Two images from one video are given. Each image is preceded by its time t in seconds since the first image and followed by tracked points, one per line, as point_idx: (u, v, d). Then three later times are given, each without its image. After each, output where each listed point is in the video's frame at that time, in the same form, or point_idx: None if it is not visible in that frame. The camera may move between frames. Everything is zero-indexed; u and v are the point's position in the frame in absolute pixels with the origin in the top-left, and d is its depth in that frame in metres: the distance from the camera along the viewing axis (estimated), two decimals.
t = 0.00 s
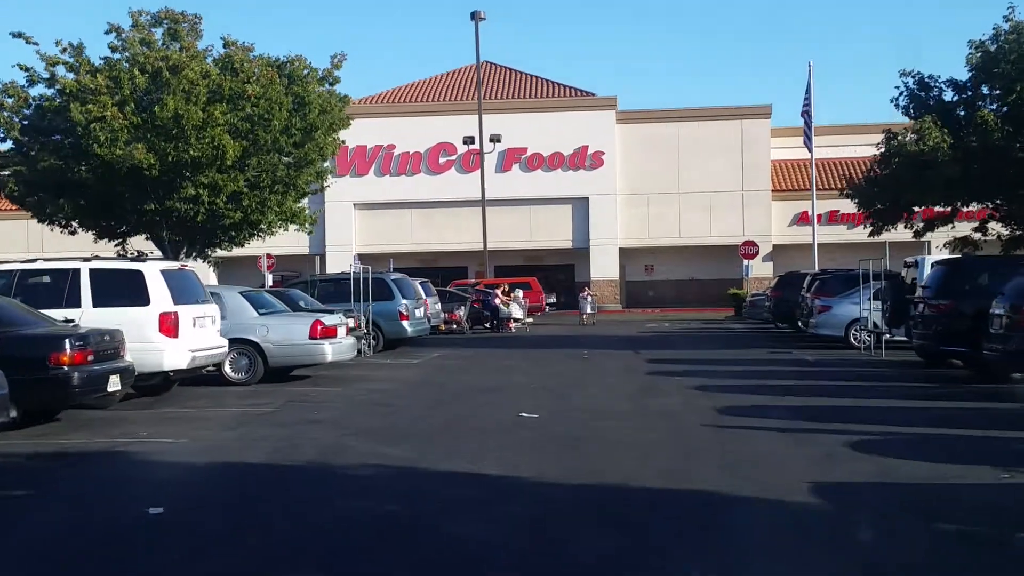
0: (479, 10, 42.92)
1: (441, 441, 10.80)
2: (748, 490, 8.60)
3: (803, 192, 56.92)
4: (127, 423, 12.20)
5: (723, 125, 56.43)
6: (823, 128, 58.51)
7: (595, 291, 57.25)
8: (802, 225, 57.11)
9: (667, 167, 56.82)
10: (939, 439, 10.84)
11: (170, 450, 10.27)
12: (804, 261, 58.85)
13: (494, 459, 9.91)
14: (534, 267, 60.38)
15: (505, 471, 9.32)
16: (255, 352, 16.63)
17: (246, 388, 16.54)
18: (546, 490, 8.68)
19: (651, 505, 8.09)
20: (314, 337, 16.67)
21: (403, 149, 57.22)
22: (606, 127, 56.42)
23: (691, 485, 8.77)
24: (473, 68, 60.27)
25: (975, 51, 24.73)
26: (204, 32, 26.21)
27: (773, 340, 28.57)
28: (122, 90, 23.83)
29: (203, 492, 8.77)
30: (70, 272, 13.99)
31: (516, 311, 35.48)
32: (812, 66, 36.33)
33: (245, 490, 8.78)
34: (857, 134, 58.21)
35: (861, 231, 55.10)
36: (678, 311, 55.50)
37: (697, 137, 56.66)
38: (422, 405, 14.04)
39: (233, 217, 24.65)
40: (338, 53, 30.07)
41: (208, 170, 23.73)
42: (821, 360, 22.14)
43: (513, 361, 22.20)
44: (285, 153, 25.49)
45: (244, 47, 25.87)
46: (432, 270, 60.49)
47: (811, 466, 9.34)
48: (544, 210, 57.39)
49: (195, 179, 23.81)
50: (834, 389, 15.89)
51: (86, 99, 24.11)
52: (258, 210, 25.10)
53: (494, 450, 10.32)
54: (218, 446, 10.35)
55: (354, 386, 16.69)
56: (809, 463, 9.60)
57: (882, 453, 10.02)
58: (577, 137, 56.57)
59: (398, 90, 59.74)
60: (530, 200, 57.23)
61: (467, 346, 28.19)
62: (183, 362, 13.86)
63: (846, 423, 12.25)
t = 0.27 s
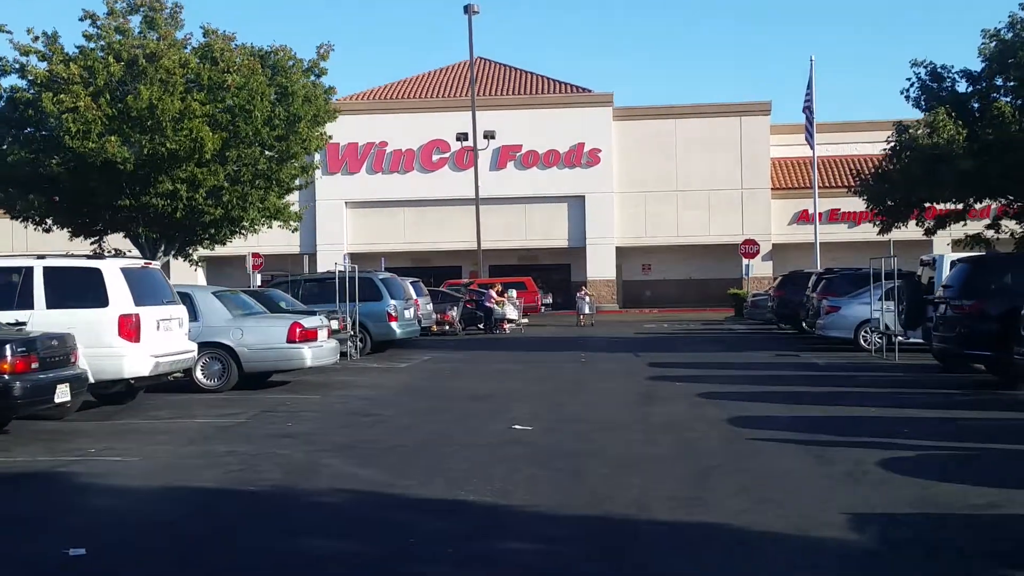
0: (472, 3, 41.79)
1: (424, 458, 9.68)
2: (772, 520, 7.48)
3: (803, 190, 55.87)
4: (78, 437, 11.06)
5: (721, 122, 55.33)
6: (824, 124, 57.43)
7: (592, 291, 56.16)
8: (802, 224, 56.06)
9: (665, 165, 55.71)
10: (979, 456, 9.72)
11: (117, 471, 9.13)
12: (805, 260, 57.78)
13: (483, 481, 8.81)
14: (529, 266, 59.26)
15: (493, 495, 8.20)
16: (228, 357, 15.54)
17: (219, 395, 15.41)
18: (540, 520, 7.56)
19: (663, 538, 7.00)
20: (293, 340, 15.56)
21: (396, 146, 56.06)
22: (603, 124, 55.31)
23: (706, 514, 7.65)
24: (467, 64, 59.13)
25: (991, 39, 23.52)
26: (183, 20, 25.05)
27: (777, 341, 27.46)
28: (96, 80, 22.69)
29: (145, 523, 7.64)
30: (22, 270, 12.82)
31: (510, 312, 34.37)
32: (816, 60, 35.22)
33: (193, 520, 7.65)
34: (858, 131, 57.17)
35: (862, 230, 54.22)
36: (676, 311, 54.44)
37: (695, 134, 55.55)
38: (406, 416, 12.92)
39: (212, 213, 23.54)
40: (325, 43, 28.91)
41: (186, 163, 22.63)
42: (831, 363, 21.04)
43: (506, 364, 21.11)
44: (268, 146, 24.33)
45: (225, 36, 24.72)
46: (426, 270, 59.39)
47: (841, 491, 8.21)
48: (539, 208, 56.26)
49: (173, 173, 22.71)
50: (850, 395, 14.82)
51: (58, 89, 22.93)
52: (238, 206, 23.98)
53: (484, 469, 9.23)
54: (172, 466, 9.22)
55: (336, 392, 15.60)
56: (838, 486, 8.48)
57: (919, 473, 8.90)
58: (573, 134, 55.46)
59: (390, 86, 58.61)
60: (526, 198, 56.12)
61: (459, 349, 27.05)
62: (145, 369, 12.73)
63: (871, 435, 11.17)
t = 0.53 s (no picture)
0: None
1: (397, 483, 8.55)
2: (796, 566, 6.37)
3: (800, 187, 54.81)
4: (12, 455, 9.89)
5: (717, 118, 54.26)
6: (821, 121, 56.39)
7: (585, 290, 55.02)
8: (800, 222, 55.01)
9: (659, 161, 54.59)
10: None
11: (44, 500, 7.99)
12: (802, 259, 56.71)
13: (462, 509, 7.67)
14: (522, 266, 58.12)
15: (474, 530, 7.07)
16: (193, 362, 14.37)
17: (183, 404, 14.26)
18: (526, 561, 6.44)
19: None
20: (262, 344, 14.40)
21: (385, 143, 54.88)
22: (596, 120, 54.23)
23: (720, 556, 6.55)
24: (457, 59, 57.99)
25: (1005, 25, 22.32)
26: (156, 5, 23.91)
27: (778, 342, 26.37)
28: (63, 67, 21.56)
29: (60, 562, 6.51)
30: None
31: (501, 313, 33.22)
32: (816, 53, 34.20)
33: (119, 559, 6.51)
34: (856, 127, 56.12)
35: (860, 228, 53.27)
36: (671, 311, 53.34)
37: (690, 130, 54.47)
38: (383, 426, 11.78)
39: (185, 207, 22.53)
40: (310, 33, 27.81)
41: (157, 156, 21.59)
42: (838, 366, 19.94)
43: (495, 368, 19.97)
44: (245, 138, 23.27)
45: (201, 22, 23.61)
46: (416, 269, 58.23)
47: (877, 529, 7.10)
48: (531, 206, 55.14)
49: (143, 166, 21.66)
50: (865, 404, 13.72)
51: (23, 77, 21.78)
52: (213, 200, 23.02)
53: (464, 495, 8.10)
54: (106, 495, 8.09)
55: (309, 400, 14.44)
56: (870, 519, 7.36)
57: (962, 502, 7.78)
58: (566, 131, 54.36)
59: (379, 82, 57.45)
60: (517, 196, 54.98)
61: (446, 351, 25.92)
62: (95, 377, 11.54)
63: (896, 451, 10.06)
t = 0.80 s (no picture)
0: None
1: (355, 514, 7.43)
2: None
3: (794, 186, 53.75)
4: None
5: (709, 115, 53.21)
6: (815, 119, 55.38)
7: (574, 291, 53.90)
8: (793, 222, 53.95)
9: (650, 159, 53.52)
10: None
11: None
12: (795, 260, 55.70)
13: (429, 549, 6.53)
14: (509, 265, 56.96)
15: None
16: (146, 369, 13.20)
17: (136, 415, 13.11)
18: None
19: None
20: (223, 349, 13.24)
21: (370, 139, 53.67)
22: (586, 116, 53.12)
23: None
24: (445, 54, 56.83)
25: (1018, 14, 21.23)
26: None
27: (776, 345, 25.30)
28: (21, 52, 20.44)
29: None
30: None
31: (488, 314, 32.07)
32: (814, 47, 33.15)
33: None
34: (851, 125, 55.11)
35: (854, 229, 52.27)
36: (661, 312, 52.26)
37: (682, 127, 53.40)
38: (349, 442, 10.65)
39: (152, 200, 21.46)
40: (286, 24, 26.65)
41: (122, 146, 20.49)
42: (841, 372, 18.88)
43: (479, 373, 18.83)
44: (215, 128, 22.25)
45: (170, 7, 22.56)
46: (402, 268, 57.05)
47: None
48: (519, 205, 54.02)
49: (107, 156, 20.56)
50: (878, 416, 12.61)
51: None
52: (182, 193, 21.97)
53: (432, 530, 6.97)
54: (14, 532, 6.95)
55: (274, 409, 13.28)
56: (906, 566, 6.26)
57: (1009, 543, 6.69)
58: (555, 128, 53.26)
59: (364, 77, 56.25)
60: (506, 194, 53.82)
61: (429, 354, 24.77)
62: (29, 386, 10.38)
63: (922, 474, 8.95)
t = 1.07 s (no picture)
0: None
1: (295, 555, 6.31)
2: None
3: (785, 185, 52.69)
4: None
5: (700, 112, 52.19)
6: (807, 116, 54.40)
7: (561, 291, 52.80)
8: (784, 221, 52.84)
9: (640, 157, 52.45)
10: None
11: None
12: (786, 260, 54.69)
13: None
14: (495, 265, 55.80)
15: None
16: (90, 377, 12.05)
17: (77, 427, 11.95)
18: None
19: None
20: (174, 354, 12.06)
21: (353, 135, 52.49)
22: (573, 113, 52.04)
23: None
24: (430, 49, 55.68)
25: None
26: None
27: (771, 348, 24.24)
28: None
29: None
30: None
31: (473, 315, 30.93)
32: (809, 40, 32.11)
33: None
34: (843, 123, 54.13)
35: (846, 229, 51.31)
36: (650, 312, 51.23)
37: (671, 124, 52.35)
38: (305, 460, 9.52)
39: (114, 196, 20.36)
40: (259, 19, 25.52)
41: (80, 138, 19.36)
42: (842, 376, 17.81)
43: (459, 377, 17.74)
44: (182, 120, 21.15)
45: None
46: (386, 268, 55.87)
47: None
48: (505, 203, 52.89)
49: (65, 149, 19.43)
50: (892, 429, 11.56)
51: None
52: (146, 188, 20.87)
53: None
54: None
55: (231, 420, 12.12)
56: None
57: None
58: (542, 125, 52.18)
59: (348, 72, 55.07)
60: (492, 192, 52.68)
61: (408, 357, 23.63)
62: None
63: (953, 503, 7.86)
